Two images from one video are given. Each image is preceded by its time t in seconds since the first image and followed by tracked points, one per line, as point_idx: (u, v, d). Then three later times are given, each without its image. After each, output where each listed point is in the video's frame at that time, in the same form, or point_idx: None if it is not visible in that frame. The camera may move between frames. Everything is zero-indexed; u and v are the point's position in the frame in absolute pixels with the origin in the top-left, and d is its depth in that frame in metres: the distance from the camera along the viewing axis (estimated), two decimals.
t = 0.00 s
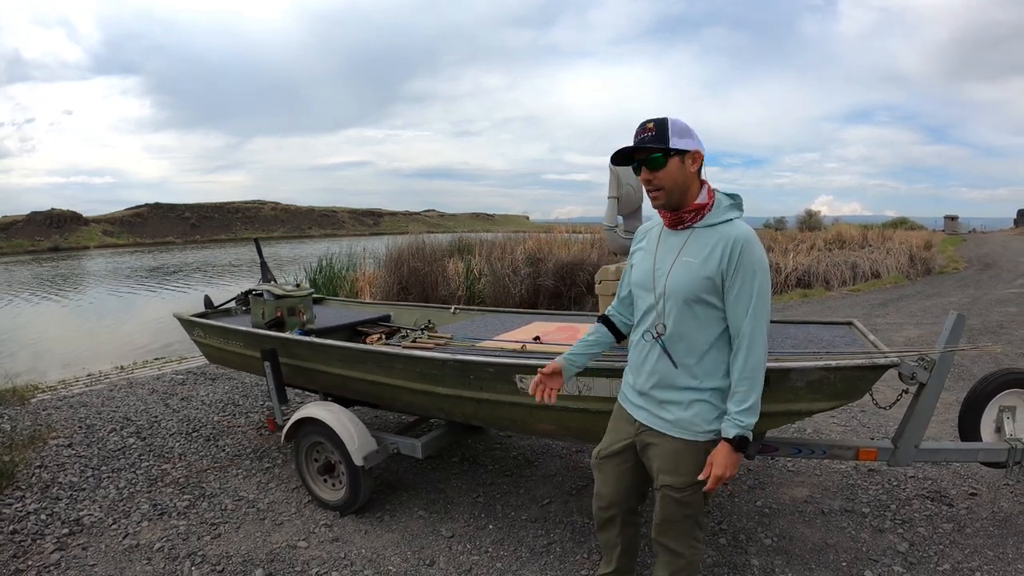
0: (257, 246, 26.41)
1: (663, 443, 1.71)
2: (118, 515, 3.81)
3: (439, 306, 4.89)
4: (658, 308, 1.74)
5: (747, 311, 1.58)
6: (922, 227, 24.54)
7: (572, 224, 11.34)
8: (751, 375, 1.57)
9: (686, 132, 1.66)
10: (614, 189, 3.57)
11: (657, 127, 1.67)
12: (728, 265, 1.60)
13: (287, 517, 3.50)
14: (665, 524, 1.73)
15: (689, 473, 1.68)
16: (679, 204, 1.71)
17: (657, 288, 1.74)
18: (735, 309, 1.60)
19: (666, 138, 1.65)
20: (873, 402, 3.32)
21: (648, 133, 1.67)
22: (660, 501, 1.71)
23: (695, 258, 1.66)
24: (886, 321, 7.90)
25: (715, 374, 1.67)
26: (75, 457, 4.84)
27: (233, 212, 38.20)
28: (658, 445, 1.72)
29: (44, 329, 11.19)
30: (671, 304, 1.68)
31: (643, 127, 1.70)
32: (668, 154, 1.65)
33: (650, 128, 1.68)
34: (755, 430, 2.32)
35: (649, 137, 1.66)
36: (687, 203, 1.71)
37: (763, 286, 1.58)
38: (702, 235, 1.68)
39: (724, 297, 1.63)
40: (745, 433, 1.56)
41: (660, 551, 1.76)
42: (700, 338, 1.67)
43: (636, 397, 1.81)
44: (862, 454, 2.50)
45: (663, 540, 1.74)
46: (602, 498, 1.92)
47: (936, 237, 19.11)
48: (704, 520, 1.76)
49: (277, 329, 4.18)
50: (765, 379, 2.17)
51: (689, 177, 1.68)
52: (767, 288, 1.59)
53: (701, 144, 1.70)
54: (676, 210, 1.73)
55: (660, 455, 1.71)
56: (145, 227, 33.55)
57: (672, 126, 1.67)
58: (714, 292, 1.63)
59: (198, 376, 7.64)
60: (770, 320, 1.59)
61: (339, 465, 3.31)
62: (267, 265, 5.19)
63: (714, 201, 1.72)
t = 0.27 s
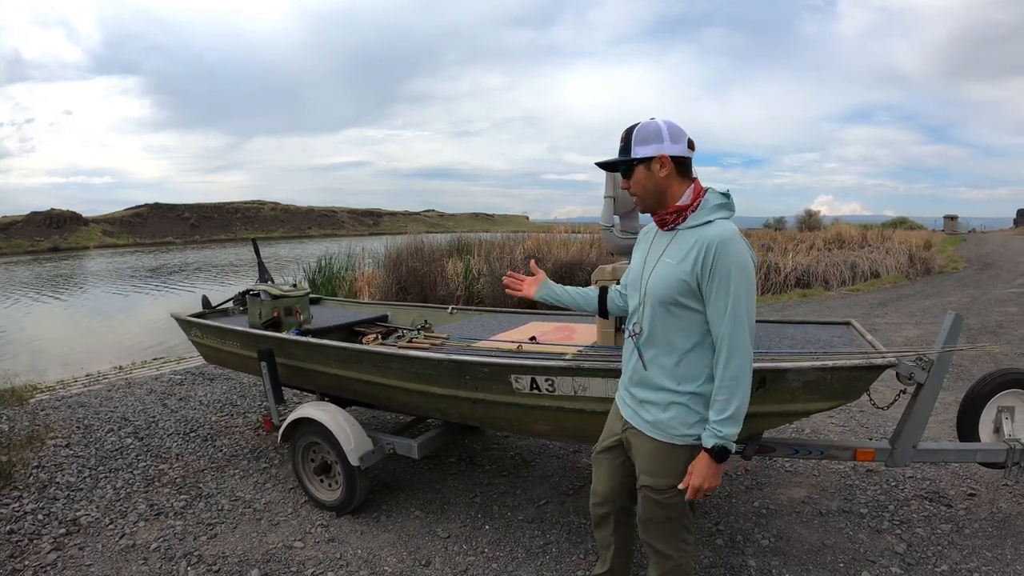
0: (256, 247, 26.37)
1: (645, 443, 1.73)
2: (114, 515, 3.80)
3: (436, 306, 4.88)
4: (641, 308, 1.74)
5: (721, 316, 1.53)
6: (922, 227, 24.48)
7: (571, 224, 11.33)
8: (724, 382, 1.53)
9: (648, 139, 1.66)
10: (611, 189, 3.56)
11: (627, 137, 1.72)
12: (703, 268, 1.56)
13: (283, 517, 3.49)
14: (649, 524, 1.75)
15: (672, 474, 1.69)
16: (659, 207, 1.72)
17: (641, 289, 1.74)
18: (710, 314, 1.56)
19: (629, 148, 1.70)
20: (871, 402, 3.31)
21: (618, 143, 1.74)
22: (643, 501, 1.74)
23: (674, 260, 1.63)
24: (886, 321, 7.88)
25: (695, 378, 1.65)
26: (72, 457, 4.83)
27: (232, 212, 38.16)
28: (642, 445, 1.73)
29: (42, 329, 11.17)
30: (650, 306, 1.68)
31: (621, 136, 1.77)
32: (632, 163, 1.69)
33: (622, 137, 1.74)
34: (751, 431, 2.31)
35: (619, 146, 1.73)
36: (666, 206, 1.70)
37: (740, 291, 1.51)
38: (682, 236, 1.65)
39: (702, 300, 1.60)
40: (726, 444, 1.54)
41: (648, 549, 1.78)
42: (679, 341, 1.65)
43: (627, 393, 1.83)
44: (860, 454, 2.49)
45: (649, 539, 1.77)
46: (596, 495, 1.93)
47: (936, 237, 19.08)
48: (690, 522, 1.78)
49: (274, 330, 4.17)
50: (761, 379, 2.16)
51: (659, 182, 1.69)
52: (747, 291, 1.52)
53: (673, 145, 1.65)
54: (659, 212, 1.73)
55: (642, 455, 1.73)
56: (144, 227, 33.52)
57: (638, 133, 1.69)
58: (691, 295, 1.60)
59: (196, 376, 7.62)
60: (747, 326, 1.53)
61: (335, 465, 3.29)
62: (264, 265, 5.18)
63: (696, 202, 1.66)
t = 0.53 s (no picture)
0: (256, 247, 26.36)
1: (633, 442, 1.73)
2: (113, 515, 3.79)
3: (434, 306, 4.88)
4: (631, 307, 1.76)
5: (690, 319, 1.52)
6: (921, 226, 24.40)
7: (570, 224, 11.33)
8: (677, 383, 1.52)
9: (644, 140, 1.65)
10: (608, 189, 3.56)
11: (623, 137, 1.72)
12: (685, 269, 1.56)
13: (281, 517, 3.48)
14: (641, 524, 1.75)
15: (661, 475, 1.69)
16: (653, 210, 1.72)
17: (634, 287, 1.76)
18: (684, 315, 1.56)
19: (625, 149, 1.69)
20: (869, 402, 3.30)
21: (614, 143, 1.74)
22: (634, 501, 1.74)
23: (661, 259, 1.64)
24: (885, 320, 7.87)
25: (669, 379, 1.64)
26: (71, 457, 4.83)
27: (232, 212, 38.15)
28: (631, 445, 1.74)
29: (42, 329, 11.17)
30: (636, 303, 1.70)
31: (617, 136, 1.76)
32: (627, 165, 1.70)
33: (618, 137, 1.74)
34: (748, 431, 2.30)
35: (615, 146, 1.73)
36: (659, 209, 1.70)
37: (713, 294, 1.50)
38: (674, 237, 1.64)
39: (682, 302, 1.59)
40: (652, 443, 1.52)
41: (642, 550, 1.77)
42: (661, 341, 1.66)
43: (617, 390, 1.85)
44: (857, 455, 2.48)
45: (642, 539, 1.76)
46: (594, 492, 1.94)
47: (936, 236, 19.08)
48: (684, 523, 1.77)
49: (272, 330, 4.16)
50: (758, 380, 2.15)
51: (654, 184, 1.68)
52: (723, 298, 1.50)
53: (669, 147, 1.64)
54: (654, 214, 1.73)
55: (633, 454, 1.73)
56: (144, 227, 33.51)
57: (634, 134, 1.68)
58: (673, 295, 1.61)
59: (195, 376, 7.62)
60: (714, 331, 1.50)
61: (332, 465, 3.29)
62: (262, 265, 5.18)
63: (690, 207, 1.66)
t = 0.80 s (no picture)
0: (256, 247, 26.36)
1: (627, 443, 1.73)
2: (111, 515, 3.79)
3: (433, 306, 4.87)
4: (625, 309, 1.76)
5: (680, 319, 1.52)
6: (921, 225, 24.39)
7: (570, 223, 11.32)
8: (662, 379, 1.52)
9: (636, 140, 1.64)
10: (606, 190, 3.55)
11: (614, 138, 1.71)
12: (676, 270, 1.55)
13: (278, 517, 3.48)
14: (637, 525, 1.74)
15: (657, 475, 1.68)
16: (646, 211, 1.70)
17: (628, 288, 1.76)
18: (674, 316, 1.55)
19: (615, 151, 1.68)
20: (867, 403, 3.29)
21: (605, 145, 1.73)
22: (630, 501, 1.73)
23: (654, 261, 1.64)
24: (885, 320, 7.86)
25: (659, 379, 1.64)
26: (70, 457, 4.82)
27: (232, 212, 38.15)
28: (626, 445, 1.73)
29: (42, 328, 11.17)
30: (629, 304, 1.70)
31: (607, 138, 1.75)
32: (618, 166, 1.68)
33: (608, 139, 1.73)
34: (746, 432, 2.29)
35: (605, 149, 1.72)
36: (652, 211, 1.68)
37: (704, 295, 1.49)
38: (667, 239, 1.64)
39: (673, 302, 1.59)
40: (631, 433, 1.53)
41: (638, 551, 1.77)
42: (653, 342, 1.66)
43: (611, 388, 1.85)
44: (855, 455, 2.47)
45: (638, 540, 1.76)
46: (590, 493, 1.94)
47: (936, 236, 19.06)
48: (679, 524, 1.77)
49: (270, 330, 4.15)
50: (755, 380, 2.14)
51: (646, 185, 1.67)
52: (713, 299, 1.50)
53: (660, 147, 1.64)
54: (647, 215, 1.71)
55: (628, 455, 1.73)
56: (145, 227, 33.51)
57: (624, 135, 1.66)
58: (665, 296, 1.60)
59: (195, 376, 7.62)
60: (703, 330, 1.49)
61: (329, 465, 3.29)
62: (260, 265, 5.17)
63: (683, 207, 1.64)
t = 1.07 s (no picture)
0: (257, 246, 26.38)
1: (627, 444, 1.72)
2: (110, 514, 3.80)
3: (431, 306, 4.87)
4: (620, 316, 1.74)
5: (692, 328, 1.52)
6: (922, 225, 24.36)
7: (570, 223, 11.31)
8: (692, 392, 1.52)
9: (623, 147, 1.64)
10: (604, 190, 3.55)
11: (599, 145, 1.70)
12: (677, 278, 1.55)
13: (276, 516, 3.48)
14: (635, 525, 1.74)
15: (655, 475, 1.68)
16: (634, 217, 1.71)
17: (620, 295, 1.74)
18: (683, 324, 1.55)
19: (601, 157, 1.67)
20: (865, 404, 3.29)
21: (589, 152, 1.72)
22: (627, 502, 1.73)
23: (649, 268, 1.62)
24: (885, 320, 7.85)
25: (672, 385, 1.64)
26: (69, 456, 4.83)
27: (233, 211, 38.19)
28: (625, 447, 1.73)
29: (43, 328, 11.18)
30: (627, 313, 1.69)
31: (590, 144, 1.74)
32: (605, 174, 1.68)
33: (593, 146, 1.72)
34: (742, 433, 2.29)
35: (590, 156, 1.71)
36: (641, 217, 1.69)
37: (713, 302, 1.49)
38: (659, 244, 1.63)
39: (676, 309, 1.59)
40: (687, 452, 1.53)
41: (634, 551, 1.77)
42: (657, 350, 1.65)
43: (606, 392, 1.85)
44: (852, 456, 2.47)
45: (634, 540, 1.76)
46: (586, 494, 1.94)
47: (937, 236, 19.03)
48: (675, 523, 1.77)
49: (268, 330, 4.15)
50: (750, 381, 2.14)
51: (634, 192, 1.67)
52: (721, 304, 1.50)
53: (647, 153, 1.63)
54: (635, 220, 1.72)
55: (625, 456, 1.72)
56: (146, 226, 33.56)
57: (610, 142, 1.66)
58: (667, 304, 1.60)
59: (194, 375, 7.63)
60: (718, 336, 1.50)
61: (327, 465, 3.29)
62: (260, 265, 5.17)
63: (671, 212, 1.66)
